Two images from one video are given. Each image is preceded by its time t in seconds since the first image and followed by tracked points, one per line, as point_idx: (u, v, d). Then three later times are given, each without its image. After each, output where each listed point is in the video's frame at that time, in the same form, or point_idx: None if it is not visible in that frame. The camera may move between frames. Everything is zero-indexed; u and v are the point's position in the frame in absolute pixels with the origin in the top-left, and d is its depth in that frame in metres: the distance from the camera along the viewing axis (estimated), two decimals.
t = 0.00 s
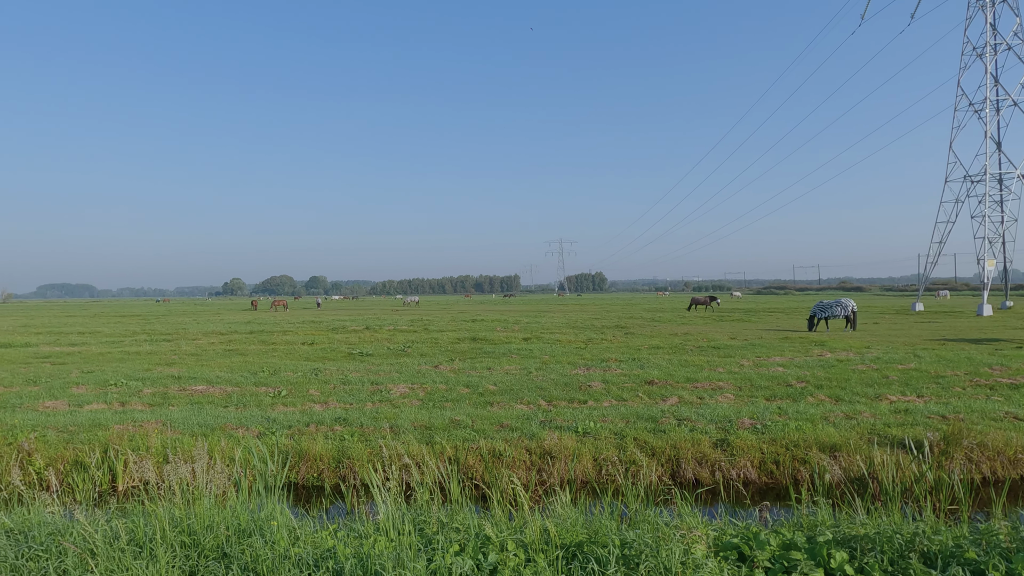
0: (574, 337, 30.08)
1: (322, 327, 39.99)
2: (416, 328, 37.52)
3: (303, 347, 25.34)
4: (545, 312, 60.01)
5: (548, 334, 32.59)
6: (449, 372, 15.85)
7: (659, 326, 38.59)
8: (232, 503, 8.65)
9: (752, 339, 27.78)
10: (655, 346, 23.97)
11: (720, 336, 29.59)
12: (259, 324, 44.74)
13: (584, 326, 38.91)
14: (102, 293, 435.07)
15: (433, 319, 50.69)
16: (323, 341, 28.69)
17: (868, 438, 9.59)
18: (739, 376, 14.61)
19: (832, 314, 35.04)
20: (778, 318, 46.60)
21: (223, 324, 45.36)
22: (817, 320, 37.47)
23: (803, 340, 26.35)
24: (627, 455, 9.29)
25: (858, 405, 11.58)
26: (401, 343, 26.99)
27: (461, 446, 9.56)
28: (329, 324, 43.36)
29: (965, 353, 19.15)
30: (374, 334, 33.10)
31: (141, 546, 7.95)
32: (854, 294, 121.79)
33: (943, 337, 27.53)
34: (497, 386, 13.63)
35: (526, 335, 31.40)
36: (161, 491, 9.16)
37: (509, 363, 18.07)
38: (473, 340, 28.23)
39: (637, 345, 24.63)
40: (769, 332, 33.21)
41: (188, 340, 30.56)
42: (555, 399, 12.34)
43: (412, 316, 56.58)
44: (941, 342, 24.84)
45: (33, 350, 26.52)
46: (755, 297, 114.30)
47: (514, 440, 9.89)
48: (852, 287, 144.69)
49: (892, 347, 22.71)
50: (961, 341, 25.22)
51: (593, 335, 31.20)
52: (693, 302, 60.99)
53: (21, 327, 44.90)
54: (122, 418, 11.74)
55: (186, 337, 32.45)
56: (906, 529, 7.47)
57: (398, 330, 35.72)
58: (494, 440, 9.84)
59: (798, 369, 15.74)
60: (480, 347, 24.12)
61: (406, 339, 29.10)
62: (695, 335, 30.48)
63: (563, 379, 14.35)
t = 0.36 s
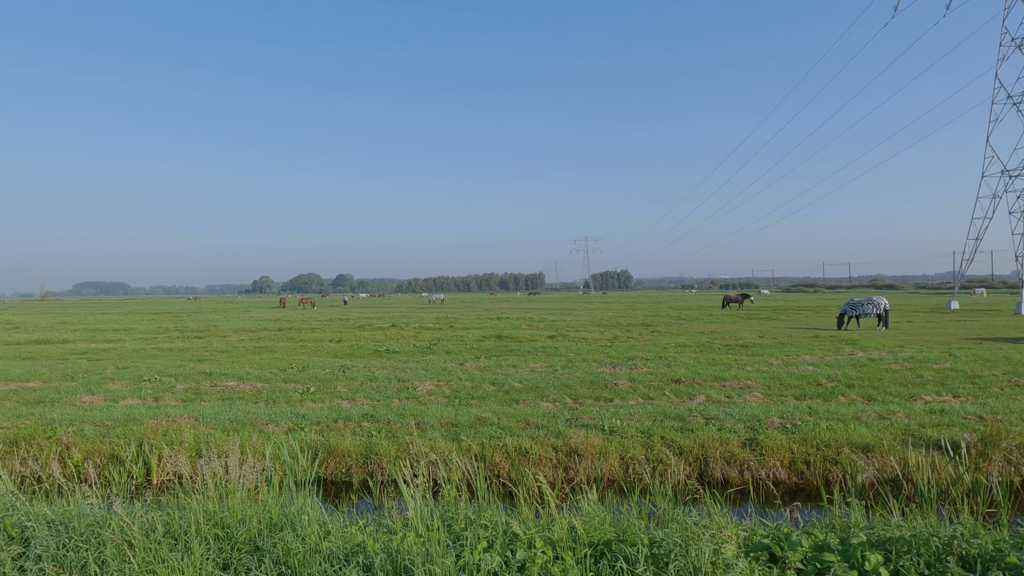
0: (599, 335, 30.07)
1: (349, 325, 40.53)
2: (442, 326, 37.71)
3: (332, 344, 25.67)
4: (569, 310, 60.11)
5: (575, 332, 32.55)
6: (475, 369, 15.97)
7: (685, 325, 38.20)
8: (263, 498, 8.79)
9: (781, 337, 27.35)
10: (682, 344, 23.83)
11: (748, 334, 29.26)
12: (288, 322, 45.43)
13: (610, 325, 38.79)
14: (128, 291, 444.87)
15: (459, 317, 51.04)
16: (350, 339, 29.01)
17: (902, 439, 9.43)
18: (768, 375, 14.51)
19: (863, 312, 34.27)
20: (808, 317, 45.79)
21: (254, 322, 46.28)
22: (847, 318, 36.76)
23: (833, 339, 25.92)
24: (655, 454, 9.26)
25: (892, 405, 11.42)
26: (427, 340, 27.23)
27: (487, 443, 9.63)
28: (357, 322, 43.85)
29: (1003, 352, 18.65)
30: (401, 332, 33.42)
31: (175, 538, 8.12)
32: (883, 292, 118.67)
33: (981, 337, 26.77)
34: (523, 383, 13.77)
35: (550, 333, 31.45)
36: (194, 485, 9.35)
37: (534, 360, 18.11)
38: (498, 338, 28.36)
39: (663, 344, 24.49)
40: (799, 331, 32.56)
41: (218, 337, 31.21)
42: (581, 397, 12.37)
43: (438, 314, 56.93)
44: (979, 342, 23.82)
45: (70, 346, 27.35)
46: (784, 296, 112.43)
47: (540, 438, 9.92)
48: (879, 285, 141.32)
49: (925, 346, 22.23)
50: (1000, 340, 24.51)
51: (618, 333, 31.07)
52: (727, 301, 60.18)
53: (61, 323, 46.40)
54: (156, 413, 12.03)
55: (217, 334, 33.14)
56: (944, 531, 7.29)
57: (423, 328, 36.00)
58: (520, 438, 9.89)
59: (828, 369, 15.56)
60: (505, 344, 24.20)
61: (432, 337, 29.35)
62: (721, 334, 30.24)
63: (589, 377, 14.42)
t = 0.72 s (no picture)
0: (624, 333, 29.99)
1: (375, 322, 40.99)
2: (465, 324, 37.90)
3: (358, 342, 25.96)
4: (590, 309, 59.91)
5: (600, 330, 32.40)
6: (500, 367, 16.05)
7: (710, 323, 37.77)
8: (293, 493, 8.93)
9: (809, 336, 26.89)
10: (707, 343, 23.64)
11: (775, 333, 28.89)
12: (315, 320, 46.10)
13: (634, 323, 38.54)
14: (153, 290, 454.29)
15: (482, 314, 51.35)
16: (376, 336, 29.26)
17: (935, 440, 9.25)
18: (796, 374, 14.39)
19: (894, 311, 33.43)
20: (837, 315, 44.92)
21: (280, 319, 47.01)
22: (876, 317, 35.99)
23: (863, 338, 25.45)
24: (681, 453, 9.22)
25: (925, 406, 11.23)
26: (451, 338, 27.42)
27: (513, 441, 9.68)
28: (382, 320, 44.29)
29: None
30: (426, 329, 33.60)
31: (207, 531, 8.29)
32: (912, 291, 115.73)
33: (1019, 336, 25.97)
34: (547, 381, 13.84)
35: (574, 331, 31.41)
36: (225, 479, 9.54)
37: (559, 358, 18.14)
38: (521, 335, 28.42)
39: (688, 342, 24.34)
40: (828, 329, 31.97)
41: (246, 335, 31.79)
42: (606, 395, 12.37)
43: (464, 313, 57.07)
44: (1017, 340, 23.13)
45: (104, 343, 28.12)
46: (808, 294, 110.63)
47: (565, 436, 9.93)
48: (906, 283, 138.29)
49: (960, 345, 21.68)
50: None
51: (644, 332, 30.84)
52: (758, 297, 59.00)
53: (97, 321, 47.74)
54: (187, 408, 12.29)
55: (245, 332, 33.78)
56: (982, 534, 7.08)
57: (448, 326, 36.21)
58: (545, 436, 9.92)
59: (859, 368, 15.33)
60: (529, 342, 24.23)
61: (456, 334, 29.51)
62: (747, 332, 29.90)
63: (614, 375, 14.43)
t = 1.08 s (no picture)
0: (647, 331, 29.87)
1: (398, 319, 41.34)
2: (487, 321, 37.98)
3: (381, 339, 26.17)
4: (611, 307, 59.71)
5: (623, 327, 32.24)
6: (522, 364, 16.11)
7: (734, 322, 36.57)
8: (319, 488, 9.05)
9: (836, 334, 26.48)
10: (731, 341, 23.45)
11: (801, 331, 28.50)
12: (344, 316, 46.70)
13: (657, 321, 38.31)
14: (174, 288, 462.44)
15: (504, 312, 51.56)
16: (398, 333, 29.50)
17: (968, 440, 9.10)
18: (823, 373, 14.28)
19: (924, 309, 32.78)
20: (864, 313, 44.12)
21: (304, 316, 47.65)
22: (905, 315, 35.27)
23: (891, 336, 25.00)
24: (705, 452, 9.17)
25: (956, 405, 11.06)
26: (473, 335, 27.55)
27: (536, 438, 9.71)
28: (405, 317, 44.52)
29: None
30: (449, 327, 33.74)
31: (236, 524, 8.44)
32: (940, 289, 112.96)
33: None
34: (570, 379, 13.88)
35: (597, 329, 31.35)
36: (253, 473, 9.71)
37: (581, 356, 18.14)
38: (543, 333, 28.46)
39: (712, 340, 24.17)
40: (856, 327, 31.41)
41: (271, 332, 32.27)
42: (630, 393, 12.37)
43: (487, 311, 57.23)
44: None
45: (134, 339, 28.74)
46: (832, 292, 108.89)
47: (588, 433, 9.94)
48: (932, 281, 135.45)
49: (993, 344, 21.17)
50: None
51: (667, 330, 30.64)
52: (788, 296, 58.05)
53: (128, 318, 48.78)
54: (215, 404, 12.52)
55: (270, 329, 34.28)
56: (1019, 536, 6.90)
57: (470, 323, 36.34)
58: (568, 433, 9.94)
59: (888, 367, 15.10)
60: (551, 340, 24.26)
61: (477, 332, 29.65)
62: (772, 330, 29.55)
63: (637, 373, 14.43)
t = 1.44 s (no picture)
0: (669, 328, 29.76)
1: (419, 316, 41.58)
2: (508, 319, 38.07)
3: (403, 336, 26.33)
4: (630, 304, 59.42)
5: (645, 325, 32.05)
6: (543, 361, 16.16)
7: (757, 322, 34.06)
8: (344, 482, 9.16)
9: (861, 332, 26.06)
10: (755, 338, 23.26)
11: (827, 329, 28.11)
12: (365, 314, 47.12)
13: (678, 318, 38.03)
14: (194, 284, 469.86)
15: (524, 309, 51.70)
16: (420, 330, 29.71)
17: (1000, 440, 8.94)
18: (849, 371, 14.18)
19: (954, 307, 32.08)
20: (890, 311, 43.32)
21: (326, 313, 48.16)
22: (933, 313, 34.52)
23: (921, 334, 24.52)
24: (729, 450, 9.14)
25: (987, 405, 10.88)
26: (495, 332, 27.65)
27: (557, 435, 9.75)
28: (426, 314, 44.67)
29: None
30: (470, 324, 33.78)
31: (263, 517, 8.57)
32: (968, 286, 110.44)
33: None
34: (591, 376, 13.91)
35: (619, 326, 31.23)
36: (278, 468, 9.85)
37: (603, 353, 18.13)
38: (564, 330, 28.46)
39: (735, 338, 23.99)
40: (883, 325, 30.84)
41: (295, 329, 32.71)
42: (652, 391, 12.36)
43: (509, 307, 57.18)
44: None
45: (161, 335, 29.37)
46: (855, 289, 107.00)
47: (610, 431, 9.95)
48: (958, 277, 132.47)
49: None
50: None
51: (689, 327, 30.39)
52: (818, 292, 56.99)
53: (155, 315, 49.69)
54: (241, 399, 12.73)
55: (293, 325, 34.77)
56: None
57: (491, 321, 36.40)
58: (590, 431, 9.96)
59: (916, 366, 14.87)
60: (572, 337, 24.27)
61: (499, 329, 29.75)
62: (797, 328, 29.18)
63: (659, 371, 14.43)
